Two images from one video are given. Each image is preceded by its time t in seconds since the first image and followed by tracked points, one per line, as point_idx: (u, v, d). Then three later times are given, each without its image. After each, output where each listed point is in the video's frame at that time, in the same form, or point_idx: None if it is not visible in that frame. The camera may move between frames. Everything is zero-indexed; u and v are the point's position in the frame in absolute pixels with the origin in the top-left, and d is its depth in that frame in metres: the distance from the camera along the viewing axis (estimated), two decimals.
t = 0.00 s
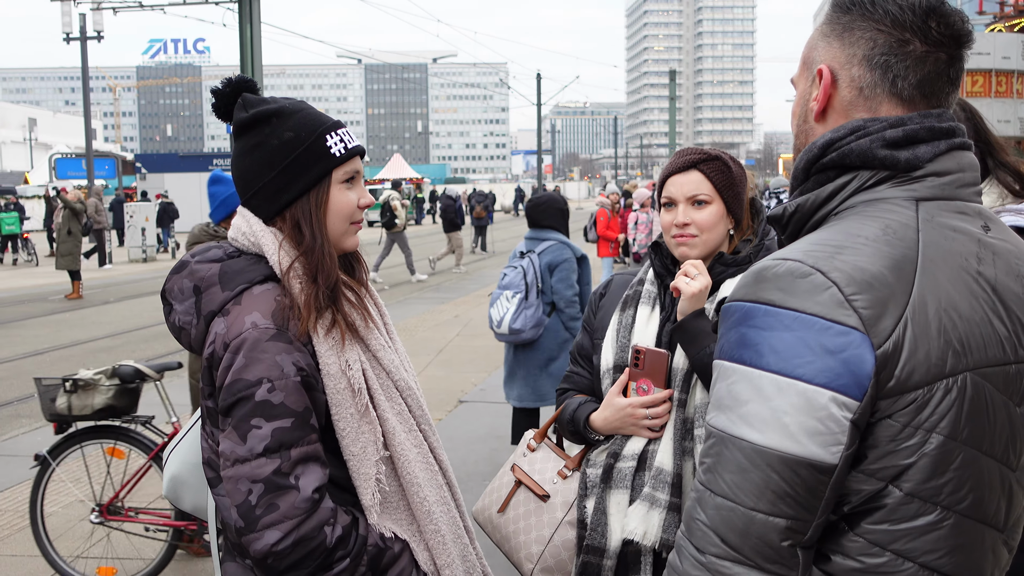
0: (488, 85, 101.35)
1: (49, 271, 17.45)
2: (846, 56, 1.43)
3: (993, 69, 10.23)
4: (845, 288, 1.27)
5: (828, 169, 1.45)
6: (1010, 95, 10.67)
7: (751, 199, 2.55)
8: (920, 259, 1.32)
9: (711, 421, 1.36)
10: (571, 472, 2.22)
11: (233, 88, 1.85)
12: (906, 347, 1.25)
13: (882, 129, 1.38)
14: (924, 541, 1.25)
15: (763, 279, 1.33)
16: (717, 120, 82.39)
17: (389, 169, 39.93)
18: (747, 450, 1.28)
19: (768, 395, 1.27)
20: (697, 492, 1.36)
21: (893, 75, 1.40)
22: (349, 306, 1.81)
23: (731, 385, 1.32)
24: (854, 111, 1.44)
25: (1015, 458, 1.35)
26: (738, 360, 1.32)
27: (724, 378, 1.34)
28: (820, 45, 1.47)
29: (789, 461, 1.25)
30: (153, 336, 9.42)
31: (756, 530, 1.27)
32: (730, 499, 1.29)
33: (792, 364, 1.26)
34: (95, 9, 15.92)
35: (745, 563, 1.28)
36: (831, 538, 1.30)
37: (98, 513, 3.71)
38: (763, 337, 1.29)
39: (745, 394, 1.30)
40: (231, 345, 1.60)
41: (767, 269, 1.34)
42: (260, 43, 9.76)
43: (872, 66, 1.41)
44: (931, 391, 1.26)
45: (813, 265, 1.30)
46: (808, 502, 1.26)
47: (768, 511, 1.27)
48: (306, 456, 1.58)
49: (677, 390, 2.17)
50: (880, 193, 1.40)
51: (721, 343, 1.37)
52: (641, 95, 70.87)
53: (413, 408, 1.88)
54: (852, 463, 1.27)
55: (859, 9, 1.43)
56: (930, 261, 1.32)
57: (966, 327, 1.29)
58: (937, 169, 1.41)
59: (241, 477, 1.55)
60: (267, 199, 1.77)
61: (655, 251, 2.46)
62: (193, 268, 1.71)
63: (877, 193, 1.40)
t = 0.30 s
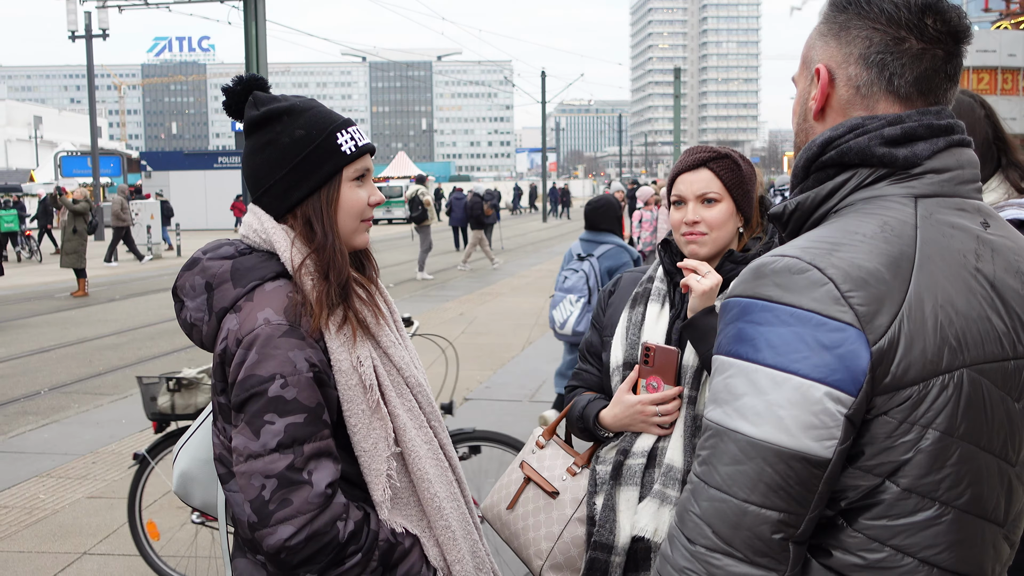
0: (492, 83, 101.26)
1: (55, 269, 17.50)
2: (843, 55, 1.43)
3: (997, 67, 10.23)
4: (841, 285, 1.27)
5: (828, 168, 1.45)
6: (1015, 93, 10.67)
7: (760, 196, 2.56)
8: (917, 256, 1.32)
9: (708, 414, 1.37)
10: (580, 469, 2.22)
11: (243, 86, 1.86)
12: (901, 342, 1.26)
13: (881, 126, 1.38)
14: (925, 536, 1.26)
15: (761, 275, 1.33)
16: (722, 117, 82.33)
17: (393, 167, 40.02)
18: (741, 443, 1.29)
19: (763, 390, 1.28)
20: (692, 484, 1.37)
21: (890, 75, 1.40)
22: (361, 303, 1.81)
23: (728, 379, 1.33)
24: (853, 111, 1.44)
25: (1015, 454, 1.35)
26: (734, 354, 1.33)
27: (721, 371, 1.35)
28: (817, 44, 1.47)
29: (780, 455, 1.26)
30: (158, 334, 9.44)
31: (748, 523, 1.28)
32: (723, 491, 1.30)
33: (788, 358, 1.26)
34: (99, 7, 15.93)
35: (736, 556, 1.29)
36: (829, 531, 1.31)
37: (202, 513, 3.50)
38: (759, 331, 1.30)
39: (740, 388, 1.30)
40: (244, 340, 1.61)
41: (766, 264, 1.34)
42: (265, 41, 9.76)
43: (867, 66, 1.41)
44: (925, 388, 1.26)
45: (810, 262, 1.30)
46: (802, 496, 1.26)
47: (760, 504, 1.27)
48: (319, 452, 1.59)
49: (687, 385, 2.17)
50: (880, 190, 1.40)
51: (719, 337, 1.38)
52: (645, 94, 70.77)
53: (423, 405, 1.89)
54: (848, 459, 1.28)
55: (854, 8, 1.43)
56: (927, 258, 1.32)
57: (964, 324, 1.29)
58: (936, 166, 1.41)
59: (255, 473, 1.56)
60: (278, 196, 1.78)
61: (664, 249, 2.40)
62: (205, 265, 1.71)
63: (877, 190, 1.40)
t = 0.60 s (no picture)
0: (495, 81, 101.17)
1: (57, 267, 17.52)
2: (850, 54, 1.44)
3: (1002, 66, 10.19)
4: (842, 284, 1.28)
5: (834, 164, 1.45)
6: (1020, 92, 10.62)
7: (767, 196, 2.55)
8: (920, 255, 1.31)
9: (707, 409, 1.38)
10: (586, 467, 2.23)
11: (252, 84, 1.86)
12: (902, 342, 1.26)
13: (889, 125, 1.38)
14: (926, 535, 1.26)
15: (763, 272, 1.34)
16: (725, 116, 82.25)
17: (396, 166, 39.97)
18: (737, 439, 1.30)
19: (763, 387, 1.29)
20: (689, 477, 1.38)
21: (898, 72, 1.40)
22: (368, 302, 1.82)
23: (728, 376, 1.34)
24: (861, 108, 1.44)
25: (1020, 454, 1.35)
26: (735, 350, 1.34)
27: (721, 367, 1.36)
28: (824, 42, 1.47)
29: (776, 453, 1.27)
30: (161, 332, 9.44)
31: (740, 518, 1.29)
32: (718, 486, 1.31)
33: (787, 356, 1.27)
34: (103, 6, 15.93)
35: (727, 550, 1.30)
36: (828, 528, 1.31)
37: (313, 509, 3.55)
38: (760, 329, 1.31)
39: (740, 385, 1.32)
40: (252, 339, 1.61)
41: (768, 261, 1.35)
42: (268, 39, 9.77)
43: (874, 63, 1.41)
44: (925, 387, 1.26)
45: (812, 260, 1.30)
46: (798, 493, 1.27)
47: (755, 500, 1.28)
48: (328, 450, 1.59)
49: (694, 383, 2.17)
50: (885, 188, 1.40)
51: (721, 333, 1.39)
52: (648, 92, 70.63)
53: (430, 404, 1.89)
54: (847, 456, 1.28)
55: (862, 5, 1.43)
56: (930, 258, 1.31)
57: (966, 324, 1.29)
58: (943, 165, 1.41)
59: (264, 471, 1.56)
60: (287, 194, 1.78)
61: (672, 246, 2.44)
62: (213, 263, 1.71)
63: (883, 188, 1.40)
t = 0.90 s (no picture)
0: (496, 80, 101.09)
1: (58, 265, 17.53)
2: (851, 55, 1.44)
3: (1003, 65, 10.18)
4: (847, 287, 1.28)
5: (836, 167, 1.45)
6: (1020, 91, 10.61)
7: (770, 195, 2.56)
8: (924, 259, 1.32)
9: (711, 413, 1.39)
10: (588, 465, 2.23)
11: (253, 83, 1.86)
12: (907, 346, 1.26)
13: (891, 127, 1.38)
14: (927, 537, 1.26)
15: (766, 276, 1.35)
16: (725, 115, 82.26)
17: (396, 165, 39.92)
18: (742, 443, 1.31)
19: (767, 392, 1.29)
20: (694, 482, 1.39)
21: (899, 71, 1.40)
22: (369, 301, 1.82)
23: (733, 380, 1.35)
24: (863, 110, 1.44)
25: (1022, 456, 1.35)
26: (738, 354, 1.35)
27: (726, 370, 1.37)
28: (823, 43, 1.47)
29: (780, 457, 1.27)
30: (161, 331, 9.44)
31: (747, 522, 1.30)
32: (723, 490, 1.32)
33: (792, 361, 1.28)
34: (105, 4, 15.92)
35: (733, 554, 1.31)
36: (832, 529, 1.32)
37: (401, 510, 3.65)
38: (764, 332, 1.32)
39: (744, 390, 1.32)
40: (253, 339, 1.62)
41: (770, 266, 1.35)
42: (269, 38, 9.77)
43: (874, 65, 1.41)
44: (929, 391, 1.27)
45: (816, 264, 1.31)
46: (803, 498, 1.27)
47: (761, 505, 1.29)
48: (329, 449, 1.59)
49: (696, 383, 2.18)
50: (887, 190, 1.40)
51: (726, 334, 1.40)
52: (649, 91, 70.53)
53: (431, 403, 1.89)
54: (851, 459, 1.29)
55: (860, 6, 1.43)
56: (933, 260, 1.32)
57: (970, 327, 1.30)
58: (945, 166, 1.41)
59: (265, 470, 1.57)
60: (288, 193, 1.78)
61: (674, 246, 2.46)
62: (214, 263, 1.72)
63: (884, 191, 1.40)
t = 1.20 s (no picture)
0: (494, 81, 101.13)
1: (55, 266, 17.52)
2: (866, 58, 1.43)
3: (1000, 66, 10.21)
4: (864, 291, 1.26)
5: (844, 168, 1.43)
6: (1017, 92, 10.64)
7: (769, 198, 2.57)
8: (938, 261, 1.31)
9: (720, 415, 1.36)
10: (585, 465, 2.23)
11: (250, 83, 1.86)
12: (923, 349, 1.25)
13: (901, 128, 1.38)
14: (933, 538, 1.26)
15: (780, 279, 1.33)
16: (723, 116, 82.38)
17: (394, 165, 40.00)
18: (757, 448, 1.28)
19: (784, 396, 1.27)
20: (703, 486, 1.36)
21: (917, 75, 1.41)
22: (364, 301, 1.82)
23: (746, 383, 1.32)
24: (875, 112, 1.43)
25: None
26: (751, 357, 1.32)
27: (739, 373, 1.34)
28: (832, 42, 1.46)
29: (799, 462, 1.25)
30: (158, 331, 9.43)
31: (762, 528, 1.27)
32: (738, 495, 1.29)
33: (809, 365, 1.26)
34: (103, 4, 15.90)
35: (747, 560, 1.28)
36: (839, 533, 1.30)
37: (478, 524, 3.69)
38: (780, 335, 1.29)
39: (758, 393, 1.30)
40: (248, 339, 1.62)
41: (785, 267, 1.33)
42: (266, 39, 9.76)
43: (892, 68, 1.41)
44: (943, 395, 1.26)
45: (833, 267, 1.29)
46: (818, 502, 1.25)
47: (777, 510, 1.26)
48: (324, 449, 1.60)
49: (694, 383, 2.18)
50: (896, 192, 1.39)
51: (736, 336, 1.37)
52: (646, 92, 70.58)
53: (426, 403, 1.89)
54: (863, 463, 1.27)
55: (877, 7, 1.43)
56: (946, 263, 1.31)
57: (982, 331, 1.30)
58: (953, 168, 1.41)
59: (260, 470, 1.57)
60: (284, 194, 1.78)
61: (671, 246, 2.47)
62: (210, 263, 1.72)
63: (894, 193, 1.39)
